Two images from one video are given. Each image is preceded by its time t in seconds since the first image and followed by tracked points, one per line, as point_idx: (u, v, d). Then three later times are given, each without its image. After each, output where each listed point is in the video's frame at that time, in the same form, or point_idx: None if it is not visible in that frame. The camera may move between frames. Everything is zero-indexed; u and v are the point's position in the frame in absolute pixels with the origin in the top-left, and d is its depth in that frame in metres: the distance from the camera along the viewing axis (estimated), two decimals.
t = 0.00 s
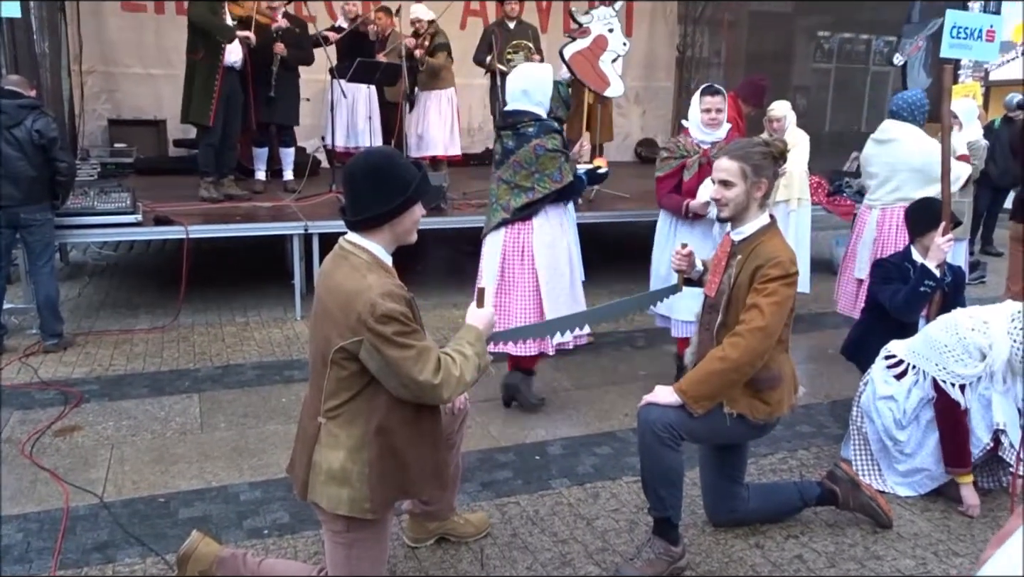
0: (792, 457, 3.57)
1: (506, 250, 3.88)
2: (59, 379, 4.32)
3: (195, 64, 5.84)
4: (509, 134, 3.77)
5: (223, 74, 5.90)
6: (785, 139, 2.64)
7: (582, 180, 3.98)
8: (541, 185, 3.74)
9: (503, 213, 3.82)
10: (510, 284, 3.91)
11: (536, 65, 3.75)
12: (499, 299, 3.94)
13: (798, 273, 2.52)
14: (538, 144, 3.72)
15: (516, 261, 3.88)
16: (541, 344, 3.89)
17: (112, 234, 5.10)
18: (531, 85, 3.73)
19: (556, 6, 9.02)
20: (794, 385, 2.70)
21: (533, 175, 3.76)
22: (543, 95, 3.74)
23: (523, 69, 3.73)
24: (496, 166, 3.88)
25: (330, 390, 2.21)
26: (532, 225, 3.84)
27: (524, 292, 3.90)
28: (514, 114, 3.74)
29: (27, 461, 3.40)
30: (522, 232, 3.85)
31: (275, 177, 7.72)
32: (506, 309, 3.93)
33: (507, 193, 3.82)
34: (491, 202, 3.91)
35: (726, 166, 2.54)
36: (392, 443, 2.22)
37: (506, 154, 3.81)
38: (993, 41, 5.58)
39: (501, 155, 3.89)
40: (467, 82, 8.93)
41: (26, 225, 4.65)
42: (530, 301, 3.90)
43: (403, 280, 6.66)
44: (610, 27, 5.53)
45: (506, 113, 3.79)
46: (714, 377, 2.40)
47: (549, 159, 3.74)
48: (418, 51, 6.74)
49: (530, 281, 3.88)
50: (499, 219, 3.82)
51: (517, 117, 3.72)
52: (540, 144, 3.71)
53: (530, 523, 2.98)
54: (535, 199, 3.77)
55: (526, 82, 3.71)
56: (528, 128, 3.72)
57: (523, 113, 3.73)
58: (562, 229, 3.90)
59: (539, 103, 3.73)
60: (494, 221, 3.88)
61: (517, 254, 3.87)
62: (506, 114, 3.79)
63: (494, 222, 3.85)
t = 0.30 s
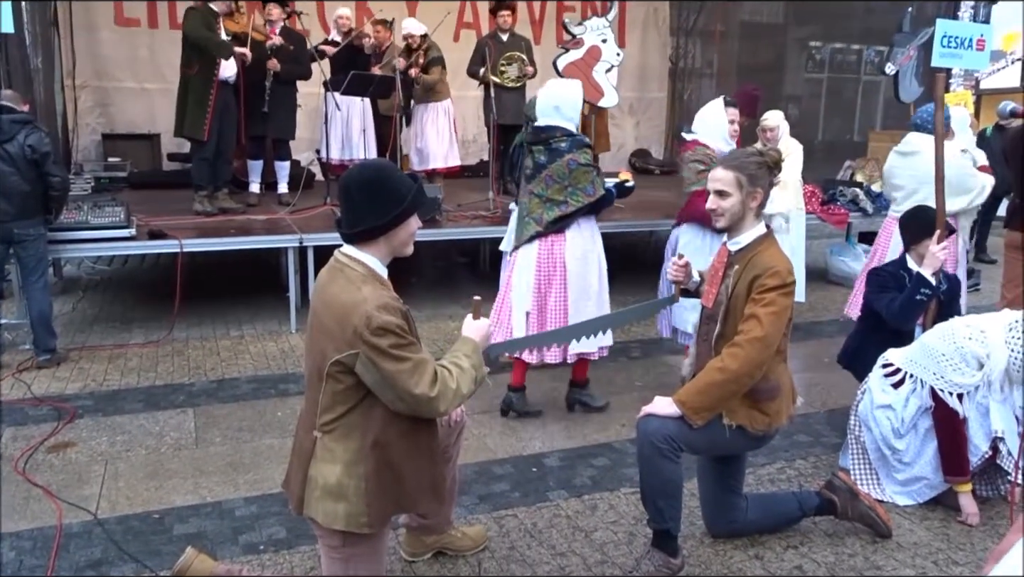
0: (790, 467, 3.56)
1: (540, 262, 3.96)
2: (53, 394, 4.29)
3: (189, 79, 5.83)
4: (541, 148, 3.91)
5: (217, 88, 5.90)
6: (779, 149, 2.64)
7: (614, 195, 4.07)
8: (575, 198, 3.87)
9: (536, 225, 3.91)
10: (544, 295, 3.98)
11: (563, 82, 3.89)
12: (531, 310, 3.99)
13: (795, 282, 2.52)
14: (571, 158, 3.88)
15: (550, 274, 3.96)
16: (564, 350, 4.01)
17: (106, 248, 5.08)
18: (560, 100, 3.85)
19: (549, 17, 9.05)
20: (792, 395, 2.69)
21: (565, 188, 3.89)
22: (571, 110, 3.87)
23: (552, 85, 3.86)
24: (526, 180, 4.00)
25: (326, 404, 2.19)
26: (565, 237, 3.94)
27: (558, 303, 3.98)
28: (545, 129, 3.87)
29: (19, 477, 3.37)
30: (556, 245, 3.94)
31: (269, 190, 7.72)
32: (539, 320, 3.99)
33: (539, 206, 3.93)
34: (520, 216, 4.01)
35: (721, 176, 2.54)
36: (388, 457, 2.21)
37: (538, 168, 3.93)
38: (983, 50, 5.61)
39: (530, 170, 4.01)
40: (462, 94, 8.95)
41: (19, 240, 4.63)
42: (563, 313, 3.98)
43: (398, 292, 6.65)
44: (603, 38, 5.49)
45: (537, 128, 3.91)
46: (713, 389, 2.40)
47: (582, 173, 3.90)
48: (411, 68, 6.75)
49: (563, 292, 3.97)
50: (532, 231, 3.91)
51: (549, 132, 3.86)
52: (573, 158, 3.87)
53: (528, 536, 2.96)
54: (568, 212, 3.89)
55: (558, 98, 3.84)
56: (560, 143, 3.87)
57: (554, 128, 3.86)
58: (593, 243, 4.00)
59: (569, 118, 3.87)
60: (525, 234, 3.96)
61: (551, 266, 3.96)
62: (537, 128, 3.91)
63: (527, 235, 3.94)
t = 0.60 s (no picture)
0: (787, 473, 3.55)
1: (569, 263, 4.13)
2: (46, 405, 4.26)
3: (183, 87, 5.81)
4: (571, 152, 4.05)
5: (212, 96, 5.89)
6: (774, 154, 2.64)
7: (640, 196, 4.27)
8: (606, 200, 4.04)
9: (566, 227, 4.09)
10: (574, 296, 4.15)
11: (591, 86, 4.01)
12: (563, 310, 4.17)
13: (793, 287, 2.51)
14: (602, 161, 4.05)
15: (579, 273, 4.13)
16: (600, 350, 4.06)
17: (100, 257, 5.06)
18: (589, 104, 3.97)
19: (543, 24, 9.07)
20: (789, 402, 2.68)
21: (596, 191, 4.06)
22: (599, 114, 4.00)
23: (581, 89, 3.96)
24: (555, 182, 4.13)
25: (320, 413, 2.18)
26: (594, 237, 4.11)
27: (589, 303, 4.14)
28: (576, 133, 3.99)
29: (11, 489, 3.34)
30: (586, 245, 4.11)
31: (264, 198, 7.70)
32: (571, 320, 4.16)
33: (569, 208, 4.08)
34: (548, 217, 4.16)
35: (717, 182, 2.54)
36: (383, 466, 2.19)
37: (568, 171, 4.07)
38: (976, 56, 5.64)
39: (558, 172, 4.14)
40: (456, 101, 8.96)
41: (12, 250, 4.60)
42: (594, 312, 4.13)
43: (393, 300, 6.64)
44: (599, 44, 5.57)
45: (566, 132, 4.03)
46: (711, 395, 2.39)
47: (613, 175, 4.08)
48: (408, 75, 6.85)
49: (593, 291, 4.13)
50: (562, 233, 4.08)
51: (580, 136, 4.01)
52: (604, 161, 4.05)
53: (524, 545, 2.94)
54: (599, 214, 4.06)
55: (587, 102, 3.95)
56: (591, 146, 4.03)
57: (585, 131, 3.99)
58: (620, 243, 4.17)
59: (597, 121, 4.00)
60: (555, 235, 4.13)
61: (580, 267, 4.13)
62: (567, 132, 4.03)
63: (556, 237, 4.11)
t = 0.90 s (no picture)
0: (782, 474, 3.55)
1: (584, 266, 4.17)
2: (38, 416, 4.24)
3: (174, 96, 5.79)
4: (586, 158, 4.10)
5: (202, 105, 5.89)
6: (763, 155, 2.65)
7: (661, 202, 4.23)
8: (612, 207, 4.01)
9: (581, 232, 4.12)
10: (589, 299, 4.18)
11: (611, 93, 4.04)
12: (577, 311, 4.20)
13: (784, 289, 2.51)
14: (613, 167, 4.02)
15: (593, 277, 4.14)
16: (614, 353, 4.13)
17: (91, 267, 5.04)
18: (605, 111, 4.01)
19: (533, 28, 9.07)
20: (782, 403, 2.68)
21: (606, 196, 4.04)
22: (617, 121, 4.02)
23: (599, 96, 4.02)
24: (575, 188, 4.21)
25: (311, 421, 2.17)
26: (607, 241, 4.11)
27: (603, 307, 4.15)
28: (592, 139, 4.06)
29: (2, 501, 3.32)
30: (600, 250, 4.12)
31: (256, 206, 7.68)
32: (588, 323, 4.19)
33: (584, 213, 4.11)
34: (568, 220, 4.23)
35: (706, 184, 2.55)
36: (376, 473, 2.18)
37: (584, 177, 4.13)
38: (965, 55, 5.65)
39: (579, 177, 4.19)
40: (448, 107, 8.96)
41: (2, 261, 4.57)
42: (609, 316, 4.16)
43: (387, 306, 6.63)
44: (591, 49, 5.59)
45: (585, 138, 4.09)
46: (704, 397, 2.38)
47: (623, 181, 4.02)
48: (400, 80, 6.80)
49: (606, 296, 4.13)
50: (577, 237, 4.13)
51: (594, 143, 4.05)
52: (613, 168, 4.00)
53: (520, 550, 2.93)
54: (610, 220, 4.04)
55: (604, 110, 4.01)
56: (603, 153, 4.03)
57: (600, 138, 4.04)
58: (635, 247, 4.16)
59: (613, 127, 4.01)
60: (573, 238, 4.18)
61: (594, 271, 4.14)
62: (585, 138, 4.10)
63: (573, 241, 4.18)
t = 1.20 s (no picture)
0: (780, 474, 3.55)
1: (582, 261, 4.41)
2: (34, 424, 4.23)
3: (169, 101, 5.79)
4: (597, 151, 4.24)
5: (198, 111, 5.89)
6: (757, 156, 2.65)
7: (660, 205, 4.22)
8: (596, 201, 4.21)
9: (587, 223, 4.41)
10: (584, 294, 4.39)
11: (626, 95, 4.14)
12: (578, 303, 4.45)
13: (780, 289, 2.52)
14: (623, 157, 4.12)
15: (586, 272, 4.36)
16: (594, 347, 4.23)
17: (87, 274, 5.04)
18: (616, 110, 4.14)
19: (528, 31, 9.09)
20: (778, 403, 2.68)
21: (614, 181, 4.16)
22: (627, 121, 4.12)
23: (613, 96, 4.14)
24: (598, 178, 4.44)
25: (308, 426, 2.17)
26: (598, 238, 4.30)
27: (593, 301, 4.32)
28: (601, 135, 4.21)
29: None
30: (592, 245, 4.33)
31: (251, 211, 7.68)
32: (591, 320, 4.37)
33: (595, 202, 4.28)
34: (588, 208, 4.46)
35: (700, 185, 2.54)
36: (374, 477, 2.18)
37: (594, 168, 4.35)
38: (958, 55, 5.67)
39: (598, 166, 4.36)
40: (443, 110, 8.96)
41: None
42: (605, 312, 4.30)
43: (384, 310, 6.63)
44: (587, 52, 5.62)
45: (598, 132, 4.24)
46: (700, 398, 2.38)
47: (607, 178, 4.17)
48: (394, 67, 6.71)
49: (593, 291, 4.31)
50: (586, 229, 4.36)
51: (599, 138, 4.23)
52: (601, 164, 4.17)
53: (518, 553, 2.93)
54: (616, 202, 4.16)
55: (616, 110, 4.13)
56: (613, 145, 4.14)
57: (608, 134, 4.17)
58: (627, 243, 4.25)
59: (623, 126, 4.12)
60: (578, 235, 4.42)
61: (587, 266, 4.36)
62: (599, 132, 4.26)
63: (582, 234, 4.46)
